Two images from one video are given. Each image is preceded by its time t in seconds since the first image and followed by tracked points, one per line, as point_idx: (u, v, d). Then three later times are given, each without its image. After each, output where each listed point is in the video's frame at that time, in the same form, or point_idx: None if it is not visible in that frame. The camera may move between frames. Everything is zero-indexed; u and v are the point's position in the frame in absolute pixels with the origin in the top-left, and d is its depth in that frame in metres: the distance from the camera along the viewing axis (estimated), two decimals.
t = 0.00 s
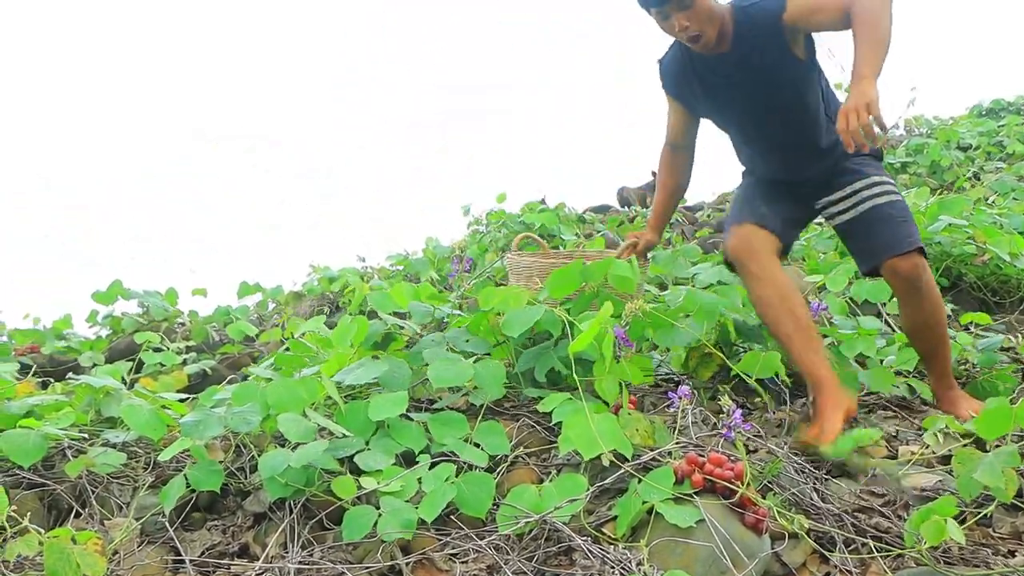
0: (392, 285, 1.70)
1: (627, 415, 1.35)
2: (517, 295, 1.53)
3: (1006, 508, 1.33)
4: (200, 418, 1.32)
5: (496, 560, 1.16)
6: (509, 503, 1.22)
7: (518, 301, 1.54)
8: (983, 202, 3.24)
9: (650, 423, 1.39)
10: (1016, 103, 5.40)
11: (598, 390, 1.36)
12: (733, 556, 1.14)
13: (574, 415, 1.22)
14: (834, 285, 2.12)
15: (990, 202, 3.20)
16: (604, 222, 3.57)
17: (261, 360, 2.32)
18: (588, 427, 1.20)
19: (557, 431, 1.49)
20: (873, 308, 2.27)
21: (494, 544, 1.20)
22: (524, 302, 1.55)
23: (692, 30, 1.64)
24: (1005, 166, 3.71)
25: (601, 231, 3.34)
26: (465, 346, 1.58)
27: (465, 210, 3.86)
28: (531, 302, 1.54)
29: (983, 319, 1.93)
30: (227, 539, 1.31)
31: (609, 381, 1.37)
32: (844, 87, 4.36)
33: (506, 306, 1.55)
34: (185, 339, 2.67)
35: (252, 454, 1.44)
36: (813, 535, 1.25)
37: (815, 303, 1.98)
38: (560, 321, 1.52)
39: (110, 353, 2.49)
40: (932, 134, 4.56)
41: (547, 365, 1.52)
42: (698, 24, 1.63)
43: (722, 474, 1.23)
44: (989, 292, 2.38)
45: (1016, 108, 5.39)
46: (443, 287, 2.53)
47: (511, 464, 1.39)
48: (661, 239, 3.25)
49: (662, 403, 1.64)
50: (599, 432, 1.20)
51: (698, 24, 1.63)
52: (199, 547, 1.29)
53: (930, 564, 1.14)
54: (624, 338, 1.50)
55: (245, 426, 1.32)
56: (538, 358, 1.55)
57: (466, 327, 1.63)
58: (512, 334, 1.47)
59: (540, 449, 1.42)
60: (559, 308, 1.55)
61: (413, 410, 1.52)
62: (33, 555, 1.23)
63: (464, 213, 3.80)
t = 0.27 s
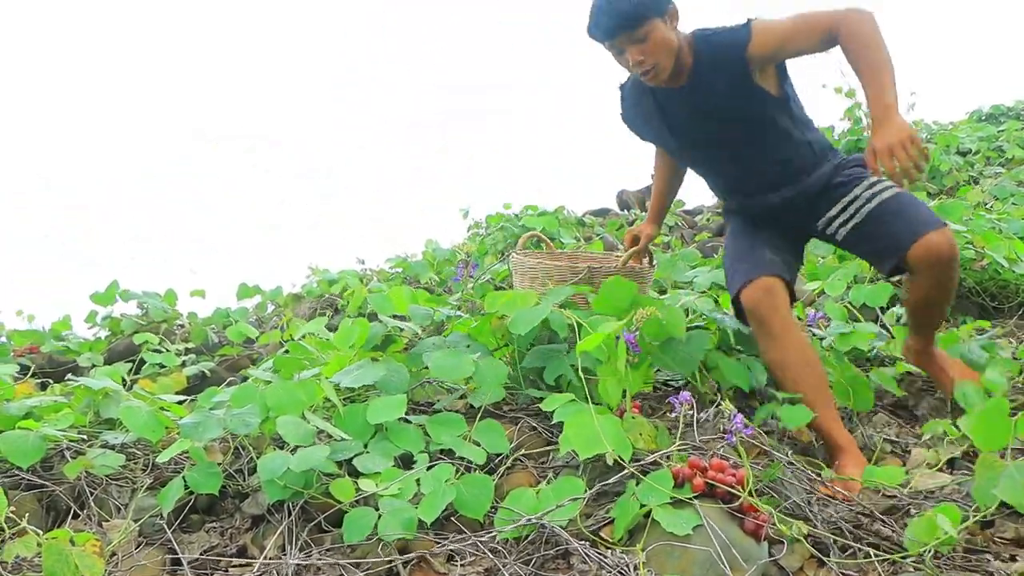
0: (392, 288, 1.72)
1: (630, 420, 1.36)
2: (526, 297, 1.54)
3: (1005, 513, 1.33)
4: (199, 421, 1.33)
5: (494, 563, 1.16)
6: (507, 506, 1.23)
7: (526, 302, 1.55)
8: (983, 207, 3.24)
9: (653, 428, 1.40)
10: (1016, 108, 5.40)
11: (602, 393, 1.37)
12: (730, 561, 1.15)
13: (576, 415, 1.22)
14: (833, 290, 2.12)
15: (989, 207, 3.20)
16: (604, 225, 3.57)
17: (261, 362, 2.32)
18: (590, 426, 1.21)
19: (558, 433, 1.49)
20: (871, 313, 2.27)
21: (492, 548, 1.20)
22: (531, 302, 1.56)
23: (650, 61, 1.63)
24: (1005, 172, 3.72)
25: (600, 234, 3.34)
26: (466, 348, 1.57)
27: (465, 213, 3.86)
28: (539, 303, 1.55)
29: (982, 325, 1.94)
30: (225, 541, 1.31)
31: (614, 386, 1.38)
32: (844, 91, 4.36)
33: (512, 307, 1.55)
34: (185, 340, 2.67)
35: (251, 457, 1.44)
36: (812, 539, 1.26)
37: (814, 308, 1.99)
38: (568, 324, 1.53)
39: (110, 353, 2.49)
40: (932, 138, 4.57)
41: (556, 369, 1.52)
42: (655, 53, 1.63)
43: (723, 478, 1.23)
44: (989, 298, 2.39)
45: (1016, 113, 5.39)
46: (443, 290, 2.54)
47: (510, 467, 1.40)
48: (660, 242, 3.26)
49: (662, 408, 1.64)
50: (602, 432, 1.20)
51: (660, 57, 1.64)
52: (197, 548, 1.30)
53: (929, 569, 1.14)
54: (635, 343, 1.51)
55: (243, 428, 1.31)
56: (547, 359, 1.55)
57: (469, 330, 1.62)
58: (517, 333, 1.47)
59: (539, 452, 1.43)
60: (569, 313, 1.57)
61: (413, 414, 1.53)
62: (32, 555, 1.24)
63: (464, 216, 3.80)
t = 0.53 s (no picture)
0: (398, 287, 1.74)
1: (639, 424, 1.36)
2: (544, 300, 1.58)
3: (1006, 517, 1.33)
4: (202, 421, 1.34)
5: (496, 564, 1.17)
6: (507, 508, 1.22)
7: (543, 304, 1.58)
8: (984, 212, 3.24)
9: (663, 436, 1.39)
10: (1019, 114, 5.39)
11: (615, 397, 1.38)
12: (733, 562, 1.15)
13: (586, 417, 1.25)
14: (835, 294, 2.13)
15: (991, 212, 3.20)
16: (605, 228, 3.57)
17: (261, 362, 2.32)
18: (600, 429, 1.24)
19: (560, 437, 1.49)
20: (873, 317, 2.28)
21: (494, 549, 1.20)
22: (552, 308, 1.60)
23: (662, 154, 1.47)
24: (1007, 177, 3.72)
25: (602, 237, 3.34)
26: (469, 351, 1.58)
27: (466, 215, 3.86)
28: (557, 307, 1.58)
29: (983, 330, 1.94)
30: (226, 541, 1.31)
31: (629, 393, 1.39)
32: (847, 95, 4.36)
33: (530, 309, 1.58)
34: (185, 341, 2.67)
35: (252, 457, 1.44)
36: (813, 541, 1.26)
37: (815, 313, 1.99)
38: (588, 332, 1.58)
39: (110, 354, 2.49)
40: (934, 143, 4.57)
41: (569, 373, 1.55)
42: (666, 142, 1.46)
43: (733, 483, 1.24)
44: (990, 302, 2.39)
45: (1018, 118, 5.39)
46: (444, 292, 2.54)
47: (511, 469, 1.40)
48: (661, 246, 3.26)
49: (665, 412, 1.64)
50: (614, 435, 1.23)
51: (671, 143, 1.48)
52: (198, 548, 1.30)
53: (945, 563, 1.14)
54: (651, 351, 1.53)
55: (247, 429, 1.32)
56: (564, 365, 1.58)
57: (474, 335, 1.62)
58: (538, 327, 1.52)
59: (540, 454, 1.43)
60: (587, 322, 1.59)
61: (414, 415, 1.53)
62: (33, 555, 1.24)
63: (465, 218, 3.80)
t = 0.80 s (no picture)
0: (398, 288, 1.74)
1: (640, 427, 1.36)
2: (546, 301, 1.58)
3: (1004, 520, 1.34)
4: (202, 421, 1.34)
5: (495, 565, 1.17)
6: (506, 510, 1.22)
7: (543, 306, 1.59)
8: (984, 216, 3.24)
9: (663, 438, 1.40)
10: (1020, 118, 5.39)
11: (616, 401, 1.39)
12: (731, 564, 1.15)
13: (586, 418, 1.26)
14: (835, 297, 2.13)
15: (991, 216, 3.20)
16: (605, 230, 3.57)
17: (261, 364, 2.32)
18: (599, 430, 1.24)
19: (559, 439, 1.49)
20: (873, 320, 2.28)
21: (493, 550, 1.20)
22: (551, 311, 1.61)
23: (688, 256, 1.40)
24: (1007, 181, 3.71)
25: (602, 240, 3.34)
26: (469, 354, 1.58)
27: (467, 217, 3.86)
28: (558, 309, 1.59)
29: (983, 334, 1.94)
30: (226, 541, 1.31)
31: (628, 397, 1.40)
32: (848, 98, 4.36)
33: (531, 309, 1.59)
34: (185, 341, 2.67)
35: (252, 457, 1.44)
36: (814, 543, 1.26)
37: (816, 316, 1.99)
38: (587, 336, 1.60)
39: (111, 354, 2.49)
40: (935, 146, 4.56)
41: (569, 374, 1.55)
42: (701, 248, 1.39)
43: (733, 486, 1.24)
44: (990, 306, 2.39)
45: (1019, 122, 5.39)
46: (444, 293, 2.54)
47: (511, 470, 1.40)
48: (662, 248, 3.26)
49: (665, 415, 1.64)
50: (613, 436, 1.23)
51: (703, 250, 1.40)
52: (198, 548, 1.30)
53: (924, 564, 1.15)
54: (652, 354, 1.53)
55: (246, 430, 1.32)
56: (564, 365, 1.58)
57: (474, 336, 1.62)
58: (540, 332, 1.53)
59: (540, 456, 1.43)
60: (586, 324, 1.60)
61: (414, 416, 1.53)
62: (32, 554, 1.24)
63: (466, 219, 3.80)
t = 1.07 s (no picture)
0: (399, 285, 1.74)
1: (642, 424, 1.36)
2: (547, 300, 1.59)
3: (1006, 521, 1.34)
4: (203, 417, 1.34)
5: (496, 563, 1.17)
6: (509, 508, 1.22)
7: (545, 303, 1.60)
8: (987, 216, 3.23)
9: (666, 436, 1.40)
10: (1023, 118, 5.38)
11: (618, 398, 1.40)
12: (733, 563, 1.15)
13: (588, 415, 1.26)
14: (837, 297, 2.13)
15: (994, 216, 3.20)
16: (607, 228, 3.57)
17: (263, 361, 2.32)
18: (600, 427, 1.24)
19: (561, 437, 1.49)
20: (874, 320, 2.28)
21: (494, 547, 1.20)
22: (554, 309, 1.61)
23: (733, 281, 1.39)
24: (1010, 181, 3.71)
25: (605, 238, 3.34)
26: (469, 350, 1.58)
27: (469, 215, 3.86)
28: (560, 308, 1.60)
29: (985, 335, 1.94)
30: (227, 538, 1.31)
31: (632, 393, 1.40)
32: (851, 97, 4.36)
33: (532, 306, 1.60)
34: (188, 338, 2.67)
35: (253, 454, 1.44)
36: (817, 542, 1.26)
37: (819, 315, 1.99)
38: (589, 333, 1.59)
39: (113, 351, 2.49)
40: (938, 146, 4.56)
41: (572, 372, 1.55)
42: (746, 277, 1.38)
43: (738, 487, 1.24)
44: (992, 305, 2.39)
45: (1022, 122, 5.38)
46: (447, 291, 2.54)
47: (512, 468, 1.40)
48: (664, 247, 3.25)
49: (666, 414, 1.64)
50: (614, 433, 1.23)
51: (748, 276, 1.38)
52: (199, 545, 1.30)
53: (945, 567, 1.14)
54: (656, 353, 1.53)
55: (248, 427, 1.32)
56: (567, 364, 1.59)
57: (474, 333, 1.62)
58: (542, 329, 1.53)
59: (541, 453, 1.43)
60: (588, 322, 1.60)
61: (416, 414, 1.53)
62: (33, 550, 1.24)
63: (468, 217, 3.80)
